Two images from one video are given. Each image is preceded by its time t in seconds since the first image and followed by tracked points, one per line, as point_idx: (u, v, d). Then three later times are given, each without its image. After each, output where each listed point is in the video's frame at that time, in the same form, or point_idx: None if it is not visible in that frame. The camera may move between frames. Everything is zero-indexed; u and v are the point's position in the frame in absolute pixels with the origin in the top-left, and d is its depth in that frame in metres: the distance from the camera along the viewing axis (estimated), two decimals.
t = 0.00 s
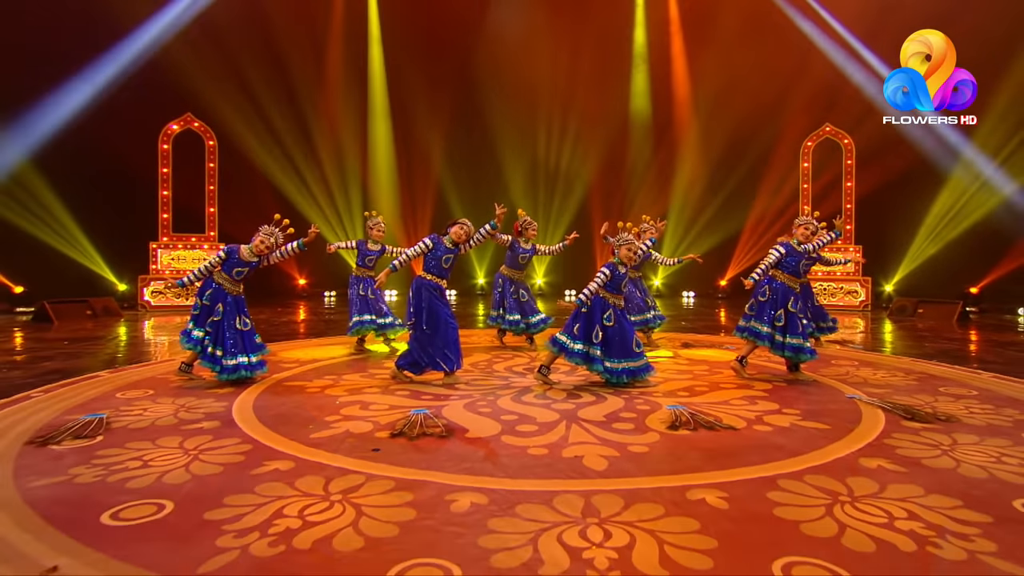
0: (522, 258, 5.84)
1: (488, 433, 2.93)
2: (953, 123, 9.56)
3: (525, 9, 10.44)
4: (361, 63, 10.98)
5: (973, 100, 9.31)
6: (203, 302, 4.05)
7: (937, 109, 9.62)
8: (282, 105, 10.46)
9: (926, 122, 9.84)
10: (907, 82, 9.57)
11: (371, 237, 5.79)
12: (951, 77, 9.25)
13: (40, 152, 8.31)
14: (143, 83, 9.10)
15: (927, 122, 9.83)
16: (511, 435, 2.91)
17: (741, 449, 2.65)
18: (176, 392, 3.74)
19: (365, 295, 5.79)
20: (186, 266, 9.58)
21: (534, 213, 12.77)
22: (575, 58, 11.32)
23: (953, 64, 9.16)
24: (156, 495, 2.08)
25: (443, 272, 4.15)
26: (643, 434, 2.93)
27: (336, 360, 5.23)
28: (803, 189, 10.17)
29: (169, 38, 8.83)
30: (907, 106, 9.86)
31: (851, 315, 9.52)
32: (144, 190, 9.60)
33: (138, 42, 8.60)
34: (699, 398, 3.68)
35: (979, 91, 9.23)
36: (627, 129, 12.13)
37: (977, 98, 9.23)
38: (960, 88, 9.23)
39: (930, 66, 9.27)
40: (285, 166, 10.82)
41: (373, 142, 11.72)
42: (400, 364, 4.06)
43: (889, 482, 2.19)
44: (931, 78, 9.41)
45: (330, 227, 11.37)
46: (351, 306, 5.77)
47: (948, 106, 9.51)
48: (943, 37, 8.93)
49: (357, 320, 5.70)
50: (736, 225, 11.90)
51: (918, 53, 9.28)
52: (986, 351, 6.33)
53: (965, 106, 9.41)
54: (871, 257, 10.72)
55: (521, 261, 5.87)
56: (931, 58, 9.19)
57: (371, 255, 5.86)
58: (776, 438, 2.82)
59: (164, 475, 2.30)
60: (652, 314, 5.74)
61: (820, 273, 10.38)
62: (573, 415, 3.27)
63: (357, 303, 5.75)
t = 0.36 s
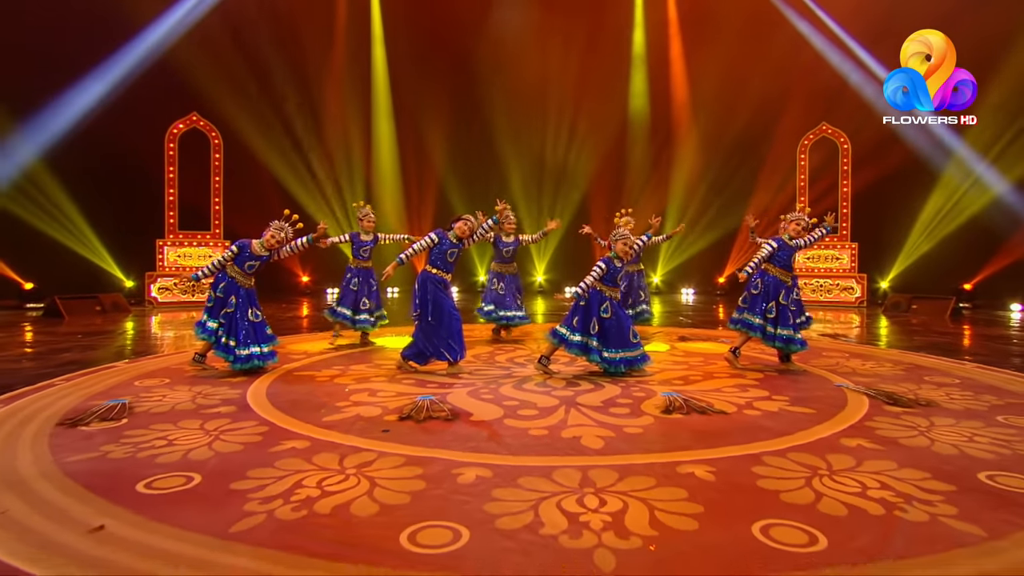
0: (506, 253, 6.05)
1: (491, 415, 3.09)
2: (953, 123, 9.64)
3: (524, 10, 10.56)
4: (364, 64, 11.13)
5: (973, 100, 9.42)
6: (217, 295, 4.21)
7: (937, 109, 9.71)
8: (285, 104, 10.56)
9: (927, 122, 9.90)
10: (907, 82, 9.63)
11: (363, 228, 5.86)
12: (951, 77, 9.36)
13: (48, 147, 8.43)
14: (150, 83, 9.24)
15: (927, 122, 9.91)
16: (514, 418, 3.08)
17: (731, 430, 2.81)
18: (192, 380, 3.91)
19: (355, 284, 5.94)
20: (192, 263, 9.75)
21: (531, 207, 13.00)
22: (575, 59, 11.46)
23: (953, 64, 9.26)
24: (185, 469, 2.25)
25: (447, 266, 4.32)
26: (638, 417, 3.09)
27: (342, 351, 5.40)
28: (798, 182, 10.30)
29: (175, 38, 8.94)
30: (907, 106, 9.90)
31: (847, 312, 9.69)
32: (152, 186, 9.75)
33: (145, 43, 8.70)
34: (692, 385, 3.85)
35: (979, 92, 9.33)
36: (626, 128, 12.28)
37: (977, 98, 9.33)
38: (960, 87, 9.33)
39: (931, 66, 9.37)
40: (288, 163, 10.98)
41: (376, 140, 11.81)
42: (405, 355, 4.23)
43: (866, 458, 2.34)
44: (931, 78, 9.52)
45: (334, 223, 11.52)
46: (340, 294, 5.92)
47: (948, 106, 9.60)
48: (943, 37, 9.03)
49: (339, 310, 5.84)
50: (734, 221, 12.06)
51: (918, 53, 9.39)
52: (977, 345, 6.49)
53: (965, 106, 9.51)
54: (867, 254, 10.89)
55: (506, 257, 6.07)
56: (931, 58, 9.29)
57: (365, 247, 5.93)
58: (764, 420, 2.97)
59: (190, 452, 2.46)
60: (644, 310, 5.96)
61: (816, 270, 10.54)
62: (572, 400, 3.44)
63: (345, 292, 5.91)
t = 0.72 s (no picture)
0: (490, 251, 6.21)
1: (492, 401, 3.26)
2: (953, 123, 9.71)
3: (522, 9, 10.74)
4: (364, 63, 11.29)
5: (973, 100, 9.50)
6: (225, 288, 4.36)
7: (937, 109, 9.80)
8: (286, 103, 10.72)
9: (927, 122, 9.99)
10: (907, 82, 9.70)
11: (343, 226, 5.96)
12: (951, 77, 9.43)
13: (52, 144, 8.55)
14: (153, 80, 9.37)
15: (927, 121, 10.00)
16: (513, 403, 3.24)
17: (718, 413, 2.98)
18: (203, 370, 4.06)
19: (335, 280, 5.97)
20: (195, 260, 9.89)
21: (529, 206, 13.08)
22: (572, 58, 11.65)
23: (953, 64, 9.35)
24: (206, 448, 2.40)
25: (447, 261, 4.49)
26: (631, 402, 3.26)
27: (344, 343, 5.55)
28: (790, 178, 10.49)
29: (177, 36, 9.12)
30: (907, 106, 9.97)
31: (838, 308, 9.88)
32: (156, 182, 9.88)
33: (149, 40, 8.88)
34: (684, 375, 4.01)
35: (979, 91, 9.42)
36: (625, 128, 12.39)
37: (977, 97, 9.42)
38: (960, 87, 9.41)
39: (931, 66, 9.46)
40: (288, 161, 11.08)
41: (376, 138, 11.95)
42: (406, 347, 4.36)
43: (843, 437, 2.51)
44: (931, 78, 9.60)
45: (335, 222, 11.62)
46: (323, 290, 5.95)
47: (948, 106, 9.69)
48: (942, 37, 9.09)
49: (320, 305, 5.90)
50: (728, 219, 12.23)
51: (918, 53, 9.45)
52: (963, 339, 6.67)
53: (965, 106, 9.59)
54: (858, 251, 11.07)
55: (491, 253, 6.22)
56: (931, 57, 9.36)
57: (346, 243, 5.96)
58: (749, 404, 3.14)
59: (208, 433, 2.62)
60: (641, 306, 6.17)
61: (808, 267, 10.72)
62: (568, 388, 3.61)
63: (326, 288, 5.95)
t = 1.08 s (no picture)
0: (478, 245, 6.36)
1: (489, 388, 3.43)
2: (954, 122, 10.10)
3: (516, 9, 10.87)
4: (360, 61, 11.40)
5: (972, 100, 9.92)
6: (231, 283, 4.51)
7: (937, 109, 10.20)
8: (284, 100, 10.85)
9: (927, 122, 10.35)
10: (907, 82, 10.30)
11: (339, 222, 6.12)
12: (951, 77, 9.88)
13: (48, 135, 8.88)
14: (151, 76, 9.70)
15: (927, 121, 10.36)
16: (509, 390, 3.42)
17: (703, 398, 3.16)
18: (209, 361, 4.20)
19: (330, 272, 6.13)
20: (194, 258, 10.01)
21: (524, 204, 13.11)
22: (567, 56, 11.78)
23: (953, 64, 9.81)
24: (220, 429, 2.56)
25: (445, 257, 4.66)
26: (621, 389, 3.44)
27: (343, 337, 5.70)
28: (781, 177, 10.67)
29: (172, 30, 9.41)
30: (907, 106, 10.45)
31: (827, 304, 10.09)
32: (155, 178, 10.06)
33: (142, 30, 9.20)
34: (672, 365, 4.19)
35: (978, 91, 9.85)
36: (618, 126, 12.56)
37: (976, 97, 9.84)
38: (960, 87, 9.86)
39: (930, 66, 9.96)
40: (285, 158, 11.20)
41: (374, 137, 11.99)
42: (407, 339, 4.54)
43: (817, 417, 2.70)
44: (932, 78, 10.06)
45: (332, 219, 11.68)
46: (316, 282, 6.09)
47: (948, 106, 10.10)
48: (942, 38, 9.70)
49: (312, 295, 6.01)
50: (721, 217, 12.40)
51: (918, 54, 10.08)
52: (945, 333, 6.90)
53: (965, 107, 10.00)
54: (846, 249, 11.25)
55: (479, 247, 6.39)
56: (931, 58, 9.90)
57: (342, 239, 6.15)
58: (732, 391, 3.33)
59: (222, 416, 2.78)
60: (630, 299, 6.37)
61: (798, 265, 10.93)
62: (562, 376, 3.79)
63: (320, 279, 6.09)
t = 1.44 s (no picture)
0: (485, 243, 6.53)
1: (486, 377, 3.61)
2: (954, 122, 10.24)
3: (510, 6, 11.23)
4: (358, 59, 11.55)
5: (972, 100, 10.08)
6: (235, 279, 4.66)
7: (937, 109, 10.32)
8: (283, 97, 11.02)
9: (927, 122, 10.45)
10: (907, 82, 10.37)
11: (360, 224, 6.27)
12: (952, 77, 10.03)
13: (49, 134, 8.95)
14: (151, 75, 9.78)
15: (927, 121, 10.46)
16: (506, 378, 3.60)
17: (688, 385, 3.36)
18: (217, 354, 4.37)
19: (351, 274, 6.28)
20: (192, 256, 10.14)
21: (520, 202, 13.21)
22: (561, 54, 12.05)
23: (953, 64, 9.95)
24: (236, 413, 2.74)
25: (441, 252, 4.83)
26: (612, 378, 3.63)
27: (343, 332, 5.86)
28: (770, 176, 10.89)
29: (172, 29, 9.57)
30: (907, 106, 10.52)
31: (816, 301, 10.31)
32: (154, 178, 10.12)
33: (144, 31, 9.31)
34: (662, 356, 4.38)
35: (978, 91, 10.02)
36: (612, 124, 12.71)
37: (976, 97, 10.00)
38: (960, 87, 10.01)
39: (931, 66, 10.07)
40: (283, 156, 11.26)
41: (371, 136, 12.05)
42: (407, 333, 4.69)
43: (792, 401, 2.90)
44: (931, 78, 10.16)
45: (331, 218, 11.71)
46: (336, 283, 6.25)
47: (948, 106, 10.23)
48: (942, 38, 9.81)
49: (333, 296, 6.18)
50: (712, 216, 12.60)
51: (917, 54, 10.18)
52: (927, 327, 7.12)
53: (964, 107, 10.15)
54: (835, 247, 11.51)
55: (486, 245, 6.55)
56: (931, 57, 10.02)
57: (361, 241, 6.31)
58: (716, 379, 3.53)
59: (235, 402, 2.95)
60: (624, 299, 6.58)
61: (787, 262, 11.16)
62: (556, 366, 3.97)
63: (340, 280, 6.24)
